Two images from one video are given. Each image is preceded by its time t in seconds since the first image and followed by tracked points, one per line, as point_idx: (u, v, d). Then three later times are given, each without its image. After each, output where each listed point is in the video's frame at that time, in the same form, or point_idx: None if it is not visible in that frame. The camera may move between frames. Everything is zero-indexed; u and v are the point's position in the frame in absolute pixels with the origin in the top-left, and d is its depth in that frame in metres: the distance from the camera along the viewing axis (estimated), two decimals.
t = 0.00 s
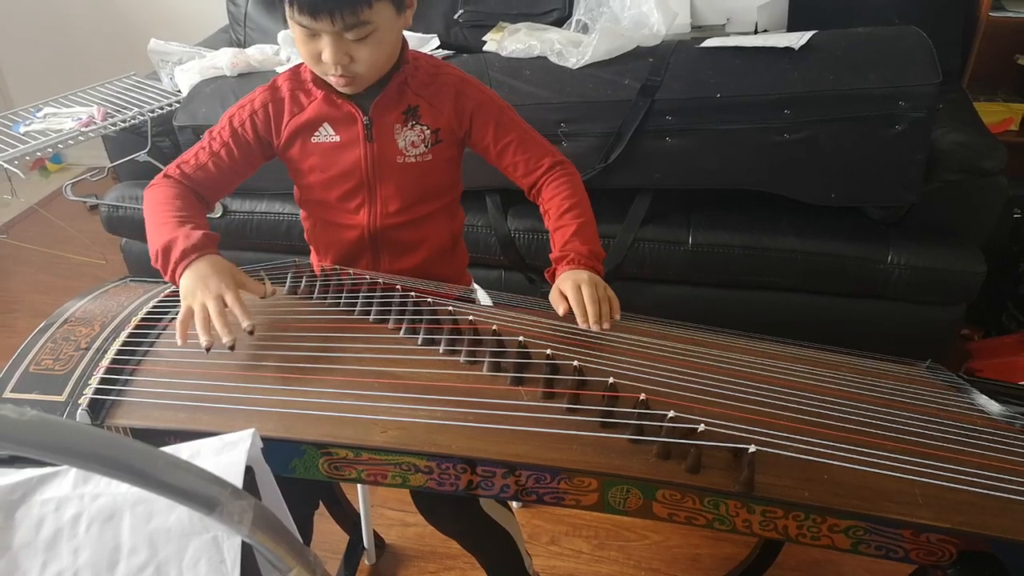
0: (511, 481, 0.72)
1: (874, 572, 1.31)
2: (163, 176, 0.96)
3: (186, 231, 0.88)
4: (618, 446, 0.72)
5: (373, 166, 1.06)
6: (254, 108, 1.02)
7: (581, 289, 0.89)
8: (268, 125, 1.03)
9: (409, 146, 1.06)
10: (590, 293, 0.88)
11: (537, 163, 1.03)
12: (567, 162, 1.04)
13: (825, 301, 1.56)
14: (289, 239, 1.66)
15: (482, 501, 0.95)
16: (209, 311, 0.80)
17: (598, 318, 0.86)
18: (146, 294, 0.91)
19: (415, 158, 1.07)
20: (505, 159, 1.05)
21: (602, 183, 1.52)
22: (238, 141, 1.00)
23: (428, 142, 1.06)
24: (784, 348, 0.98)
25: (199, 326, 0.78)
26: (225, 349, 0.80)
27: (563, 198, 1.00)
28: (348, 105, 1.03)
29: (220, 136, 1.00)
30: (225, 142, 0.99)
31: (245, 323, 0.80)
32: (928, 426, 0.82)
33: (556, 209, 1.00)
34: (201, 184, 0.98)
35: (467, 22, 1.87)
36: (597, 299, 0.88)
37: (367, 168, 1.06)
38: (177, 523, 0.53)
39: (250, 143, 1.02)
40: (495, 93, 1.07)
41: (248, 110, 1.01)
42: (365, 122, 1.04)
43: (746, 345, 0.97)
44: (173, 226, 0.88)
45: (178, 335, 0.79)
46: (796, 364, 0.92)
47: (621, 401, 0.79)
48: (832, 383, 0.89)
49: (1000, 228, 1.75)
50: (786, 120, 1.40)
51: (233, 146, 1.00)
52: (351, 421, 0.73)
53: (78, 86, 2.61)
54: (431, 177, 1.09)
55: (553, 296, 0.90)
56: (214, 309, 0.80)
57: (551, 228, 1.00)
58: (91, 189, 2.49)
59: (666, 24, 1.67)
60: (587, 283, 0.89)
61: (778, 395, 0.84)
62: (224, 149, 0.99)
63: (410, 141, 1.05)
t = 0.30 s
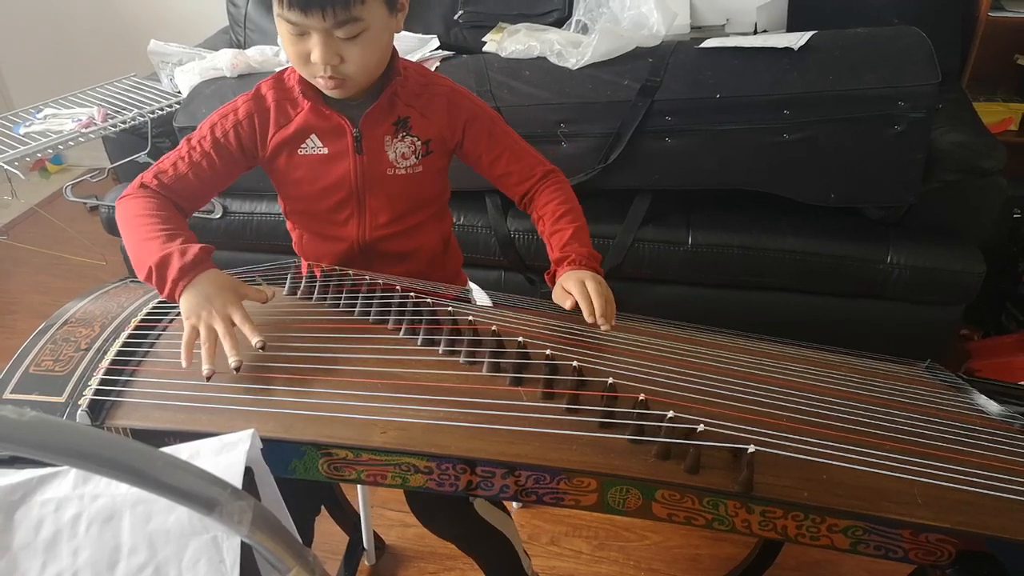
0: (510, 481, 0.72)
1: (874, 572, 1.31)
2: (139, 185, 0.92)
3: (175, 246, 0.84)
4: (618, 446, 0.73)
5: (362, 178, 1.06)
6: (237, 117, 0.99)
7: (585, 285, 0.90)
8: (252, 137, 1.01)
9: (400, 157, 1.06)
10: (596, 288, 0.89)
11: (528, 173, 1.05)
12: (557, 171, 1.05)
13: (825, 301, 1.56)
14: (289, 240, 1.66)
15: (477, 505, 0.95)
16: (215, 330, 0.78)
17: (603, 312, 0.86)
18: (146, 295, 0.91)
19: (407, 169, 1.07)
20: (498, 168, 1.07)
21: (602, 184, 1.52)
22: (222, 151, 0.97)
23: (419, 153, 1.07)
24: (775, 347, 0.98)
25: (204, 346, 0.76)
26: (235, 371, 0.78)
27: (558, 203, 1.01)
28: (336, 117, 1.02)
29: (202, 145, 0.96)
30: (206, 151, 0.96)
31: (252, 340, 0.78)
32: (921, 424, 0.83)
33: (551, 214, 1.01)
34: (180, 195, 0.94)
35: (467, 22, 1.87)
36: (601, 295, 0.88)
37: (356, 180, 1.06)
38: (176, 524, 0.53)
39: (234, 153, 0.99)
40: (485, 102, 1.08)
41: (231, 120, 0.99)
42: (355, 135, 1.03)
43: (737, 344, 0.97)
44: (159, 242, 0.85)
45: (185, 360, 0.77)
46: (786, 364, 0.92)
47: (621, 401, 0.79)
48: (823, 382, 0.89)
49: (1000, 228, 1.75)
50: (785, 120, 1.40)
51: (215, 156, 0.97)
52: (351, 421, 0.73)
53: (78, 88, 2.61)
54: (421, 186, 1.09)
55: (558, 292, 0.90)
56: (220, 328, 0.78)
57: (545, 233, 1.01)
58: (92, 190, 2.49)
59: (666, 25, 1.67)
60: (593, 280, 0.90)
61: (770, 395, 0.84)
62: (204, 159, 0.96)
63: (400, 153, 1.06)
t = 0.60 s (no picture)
0: (511, 485, 0.72)
1: None
2: (136, 181, 0.92)
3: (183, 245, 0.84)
4: (619, 450, 0.73)
5: (365, 183, 1.06)
6: (240, 118, 0.99)
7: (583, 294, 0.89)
8: (255, 139, 1.01)
9: (402, 163, 1.06)
10: (592, 297, 0.88)
11: (530, 179, 1.05)
12: (560, 175, 1.05)
13: (826, 305, 1.56)
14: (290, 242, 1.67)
15: (466, 509, 0.95)
16: (228, 332, 0.78)
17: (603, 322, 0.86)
18: (148, 297, 0.91)
19: (408, 176, 1.07)
20: (499, 173, 1.07)
21: (602, 187, 1.52)
22: (223, 151, 0.98)
23: (421, 159, 1.07)
24: (776, 351, 0.99)
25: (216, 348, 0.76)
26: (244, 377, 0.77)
27: (561, 206, 1.01)
28: (340, 123, 1.02)
29: (203, 145, 0.96)
30: (207, 150, 0.96)
31: (268, 344, 0.79)
32: (924, 429, 0.82)
33: (553, 217, 1.01)
34: (176, 193, 0.95)
35: (468, 26, 1.87)
36: (598, 302, 0.88)
37: (359, 185, 1.06)
38: (179, 526, 0.53)
39: (235, 154, 0.99)
40: (489, 107, 1.08)
41: (233, 121, 0.99)
42: (357, 141, 1.03)
43: (739, 348, 0.97)
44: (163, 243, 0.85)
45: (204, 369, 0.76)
46: (789, 368, 0.92)
47: (622, 405, 0.79)
48: (825, 385, 0.89)
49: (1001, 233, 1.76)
50: (786, 124, 1.40)
51: (215, 155, 0.97)
52: (352, 424, 0.73)
53: (81, 90, 2.62)
54: (423, 192, 1.10)
55: (556, 304, 0.89)
56: (234, 330, 0.78)
57: (548, 236, 1.01)
58: (93, 193, 2.49)
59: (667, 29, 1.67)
60: (589, 288, 0.89)
61: (772, 399, 0.84)
62: (205, 157, 0.96)
63: (402, 159, 1.06)
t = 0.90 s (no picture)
0: (514, 486, 0.72)
1: None
2: (139, 171, 0.93)
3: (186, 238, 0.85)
4: (622, 451, 0.73)
5: (367, 181, 1.06)
6: (245, 115, 1.00)
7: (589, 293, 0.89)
8: (258, 136, 1.02)
9: (403, 160, 1.06)
10: (598, 297, 0.88)
11: (531, 177, 1.05)
12: (563, 167, 1.05)
13: (829, 307, 1.56)
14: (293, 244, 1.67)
15: (466, 511, 0.95)
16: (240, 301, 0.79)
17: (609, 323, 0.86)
18: (151, 298, 0.92)
19: (410, 173, 1.07)
20: (500, 172, 1.07)
21: (605, 189, 1.52)
22: (225, 147, 0.99)
23: (423, 156, 1.07)
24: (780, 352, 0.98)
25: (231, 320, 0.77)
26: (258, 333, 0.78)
27: (564, 201, 1.01)
28: (342, 120, 1.02)
29: (206, 140, 0.97)
30: (210, 145, 0.97)
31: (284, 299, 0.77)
32: (928, 431, 0.82)
33: (558, 210, 1.01)
34: (178, 184, 0.96)
35: (470, 28, 1.87)
36: (604, 302, 0.88)
37: (361, 183, 1.06)
38: (183, 528, 0.54)
39: (237, 149, 1.00)
40: (491, 106, 1.08)
41: (237, 117, 0.99)
42: (359, 138, 1.03)
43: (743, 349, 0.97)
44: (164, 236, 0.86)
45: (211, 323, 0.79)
46: (793, 369, 0.92)
47: (625, 407, 0.79)
48: (829, 387, 0.89)
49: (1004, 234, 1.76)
50: (789, 126, 1.40)
51: (218, 150, 0.98)
52: (355, 426, 0.73)
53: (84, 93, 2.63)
54: (425, 190, 1.10)
55: (563, 301, 0.90)
56: (246, 296, 0.79)
57: (551, 232, 1.01)
58: (97, 195, 2.50)
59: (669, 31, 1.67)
60: (594, 287, 0.89)
61: (776, 400, 0.84)
62: (207, 151, 0.97)
63: (405, 156, 1.06)
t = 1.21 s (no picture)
0: (514, 488, 0.72)
1: None
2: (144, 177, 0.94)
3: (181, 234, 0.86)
4: (621, 451, 0.73)
5: (365, 178, 1.06)
6: (242, 116, 1.01)
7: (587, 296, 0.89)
8: (255, 135, 1.02)
9: (401, 157, 1.06)
10: (597, 299, 0.88)
11: (529, 176, 1.05)
12: (563, 167, 1.05)
13: (828, 307, 1.56)
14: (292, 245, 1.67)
15: (467, 511, 0.95)
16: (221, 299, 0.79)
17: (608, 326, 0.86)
18: (151, 300, 0.91)
19: (408, 169, 1.07)
20: (499, 171, 1.07)
21: (604, 190, 1.53)
22: (225, 148, 0.99)
23: (421, 153, 1.07)
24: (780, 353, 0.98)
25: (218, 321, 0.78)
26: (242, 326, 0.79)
27: (563, 201, 1.01)
28: (339, 117, 1.02)
29: (207, 142, 0.98)
30: (210, 148, 0.98)
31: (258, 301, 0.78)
32: (928, 431, 0.82)
33: (556, 211, 1.01)
34: (182, 188, 0.97)
35: (469, 28, 1.87)
36: (603, 304, 0.88)
37: (359, 180, 1.06)
38: (182, 530, 0.54)
39: (237, 151, 1.01)
40: (490, 104, 1.08)
41: (236, 118, 1.00)
42: (357, 134, 1.03)
43: (742, 350, 0.97)
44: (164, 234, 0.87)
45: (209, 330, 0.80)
46: (793, 370, 0.92)
47: (624, 407, 0.79)
48: (829, 388, 0.89)
49: (1003, 234, 1.76)
50: (788, 126, 1.40)
51: (218, 152, 0.99)
52: (355, 428, 0.73)
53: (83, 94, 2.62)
54: (423, 187, 1.09)
55: (561, 302, 0.89)
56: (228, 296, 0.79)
57: (550, 232, 1.01)
58: (96, 196, 2.49)
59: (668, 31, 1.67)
60: (593, 289, 0.89)
61: (776, 400, 0.83)
62: (209, 154, 0.98)
63: (402, 152, 1.06)
